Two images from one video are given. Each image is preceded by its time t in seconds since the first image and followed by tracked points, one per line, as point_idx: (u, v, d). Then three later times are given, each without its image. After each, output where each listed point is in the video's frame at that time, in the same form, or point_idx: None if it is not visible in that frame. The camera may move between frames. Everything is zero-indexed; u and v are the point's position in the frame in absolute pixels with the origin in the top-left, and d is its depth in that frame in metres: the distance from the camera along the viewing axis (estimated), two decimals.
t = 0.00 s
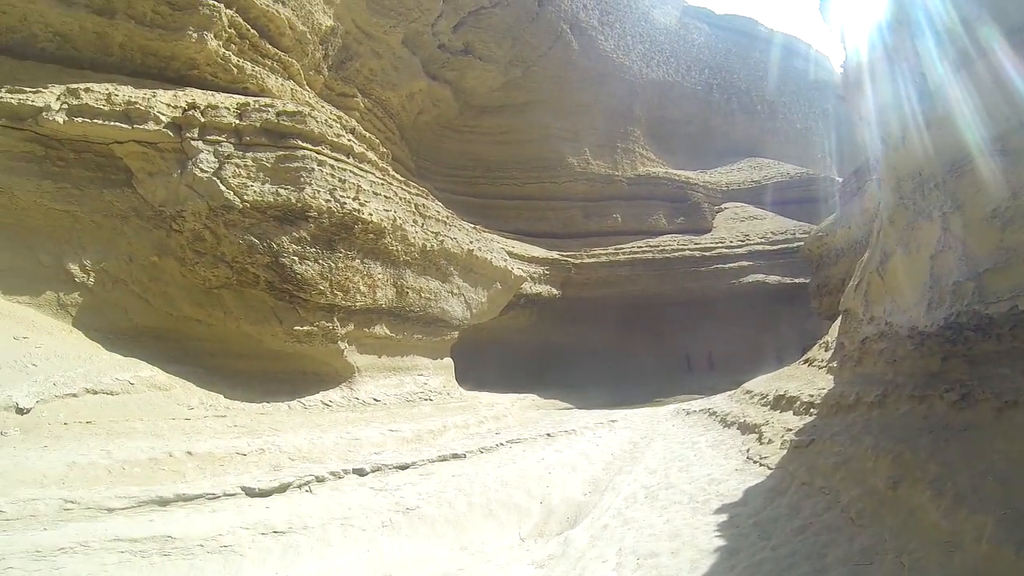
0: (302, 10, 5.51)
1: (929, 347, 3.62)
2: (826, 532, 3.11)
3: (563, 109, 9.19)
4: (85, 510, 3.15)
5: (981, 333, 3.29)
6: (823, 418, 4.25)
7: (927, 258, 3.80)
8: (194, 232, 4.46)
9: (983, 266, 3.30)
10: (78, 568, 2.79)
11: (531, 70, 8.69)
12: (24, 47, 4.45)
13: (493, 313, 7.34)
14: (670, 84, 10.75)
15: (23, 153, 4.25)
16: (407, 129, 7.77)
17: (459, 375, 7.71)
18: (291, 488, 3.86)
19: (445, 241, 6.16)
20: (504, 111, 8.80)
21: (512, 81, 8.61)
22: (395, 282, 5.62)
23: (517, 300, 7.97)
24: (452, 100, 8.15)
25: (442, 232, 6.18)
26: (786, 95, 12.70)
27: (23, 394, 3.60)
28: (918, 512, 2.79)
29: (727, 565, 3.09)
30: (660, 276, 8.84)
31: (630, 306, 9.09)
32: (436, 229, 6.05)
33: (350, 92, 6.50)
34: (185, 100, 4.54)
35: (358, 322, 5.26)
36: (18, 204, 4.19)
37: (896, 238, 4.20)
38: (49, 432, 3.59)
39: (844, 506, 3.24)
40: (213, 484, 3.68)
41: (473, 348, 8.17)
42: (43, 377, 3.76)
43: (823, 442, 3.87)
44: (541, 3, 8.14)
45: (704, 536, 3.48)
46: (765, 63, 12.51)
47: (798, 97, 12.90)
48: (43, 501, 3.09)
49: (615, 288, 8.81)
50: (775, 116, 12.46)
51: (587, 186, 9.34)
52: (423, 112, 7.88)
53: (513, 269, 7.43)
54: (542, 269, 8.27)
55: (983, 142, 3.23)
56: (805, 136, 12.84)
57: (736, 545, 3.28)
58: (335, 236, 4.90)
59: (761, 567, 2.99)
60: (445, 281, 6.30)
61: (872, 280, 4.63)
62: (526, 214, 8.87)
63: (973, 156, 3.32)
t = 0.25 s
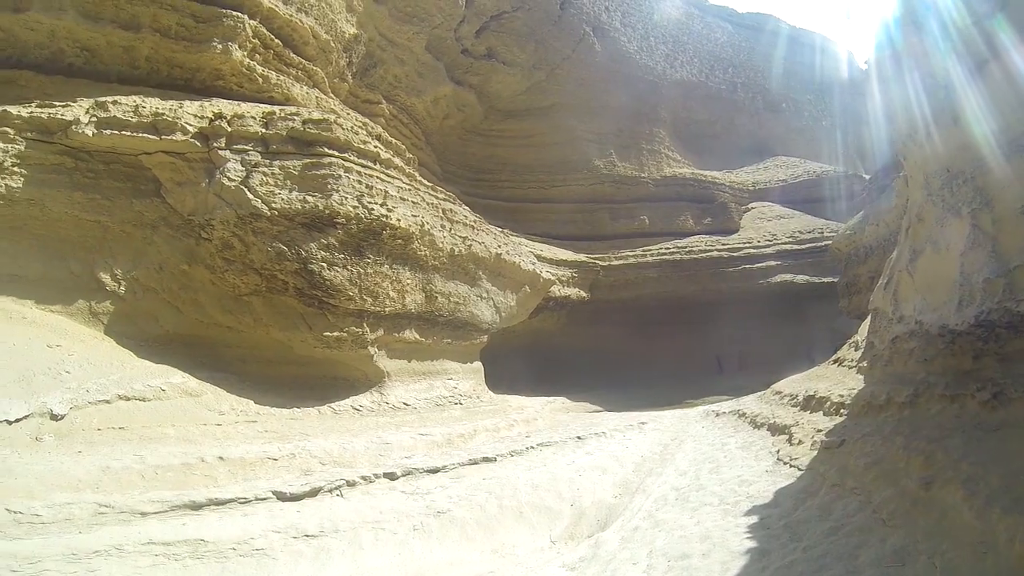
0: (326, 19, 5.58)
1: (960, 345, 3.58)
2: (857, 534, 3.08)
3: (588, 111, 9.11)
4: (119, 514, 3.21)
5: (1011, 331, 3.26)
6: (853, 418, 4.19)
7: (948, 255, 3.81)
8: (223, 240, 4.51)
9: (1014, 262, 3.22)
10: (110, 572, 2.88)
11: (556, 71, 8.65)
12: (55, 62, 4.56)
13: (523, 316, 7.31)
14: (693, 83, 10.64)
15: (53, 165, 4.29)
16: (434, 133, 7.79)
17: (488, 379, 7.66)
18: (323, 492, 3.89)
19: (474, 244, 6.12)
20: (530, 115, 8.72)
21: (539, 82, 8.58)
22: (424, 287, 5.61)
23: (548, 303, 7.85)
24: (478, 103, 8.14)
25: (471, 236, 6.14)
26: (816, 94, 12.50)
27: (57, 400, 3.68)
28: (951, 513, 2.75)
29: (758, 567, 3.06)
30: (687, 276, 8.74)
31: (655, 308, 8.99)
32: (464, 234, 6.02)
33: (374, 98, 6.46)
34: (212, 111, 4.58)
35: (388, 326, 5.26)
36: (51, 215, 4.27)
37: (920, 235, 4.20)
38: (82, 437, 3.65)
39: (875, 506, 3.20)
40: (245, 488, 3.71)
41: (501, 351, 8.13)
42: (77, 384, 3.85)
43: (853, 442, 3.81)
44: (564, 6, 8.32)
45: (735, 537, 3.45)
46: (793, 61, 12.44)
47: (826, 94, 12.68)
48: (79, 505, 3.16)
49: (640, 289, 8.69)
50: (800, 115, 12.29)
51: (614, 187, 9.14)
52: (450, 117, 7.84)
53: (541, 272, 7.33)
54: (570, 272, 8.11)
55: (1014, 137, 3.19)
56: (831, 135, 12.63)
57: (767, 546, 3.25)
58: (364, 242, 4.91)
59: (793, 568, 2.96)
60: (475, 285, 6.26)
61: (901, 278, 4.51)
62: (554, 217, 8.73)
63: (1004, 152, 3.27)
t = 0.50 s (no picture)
0: (345, 27, 5.61)
1: (986, 343, 3.55)
2: (883, 534, 3.06)
3: (609, 114, 9.13)
4: (146, 520, 3.26)
5: None
6: (877, 418, 4.14)
7: (972, 252, 3.76)
8: (247, 248, 4.54)
9: None
10: None
11: (576, 73, 8.56)
12: (78, 76, 4.66)
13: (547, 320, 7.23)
14: (714, 83, 10.49)
15: (79, 176, 4.36)
16: (455, 138, 7.70)
17: (512, 386, 7.53)
18: (349, 497, 3.90)
19: (497, 249, 6.10)
20: (551, 118, 8.67)
21: (558, 87, 8.48)
22: (448, 292, 5.60)
23: (571, 306, 7.74)
24: (499, 108, 8.08)
25: (494, 241, 6.12)
26: (845, 87, 12.19)
27: (85, 408, 3.74)
28: (978, 513, 2.73)
29: (783, 569, 3.04)
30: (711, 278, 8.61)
31: (678, 308, 8.78)
32: (488, 239, 6.01)
33: (394, 103, 6.50)
34: (233, 120, 4.64)
35: (413, 332, 5.26)
36: (77, 226, 4.34)
37: (944, 234, 4.18)
38: (109, 444, 3.73)
39: (900, 507, 3.17)
40: (271, 494, 3.74)
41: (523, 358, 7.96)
42: (104, 392, 3.90)
43: (879, 442, 3.78)
44: (581, 9, 8.06)
45: (761, 539, 3.43)
46: (818, 55, 12.14)
47: (842, 91, 12.23)
48: (107, 511, 3.21)
49: (662, 291, 8.56)
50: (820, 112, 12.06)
51: (635, 189, 9.14)
52: (470, 122, 7.81)
53: (565, 275, 7.27)
54: (592, 275, 8.06)
55: None
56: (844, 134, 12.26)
57: (793, 548, 3.22)
58: (387, 248, 4.93)
59: (819, 570, 2.94)
60: (499, 290, 6.22)
61: (925, 276, 4.44)
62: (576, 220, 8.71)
63: None
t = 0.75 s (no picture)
0: (364, 34, 5.63)
1: (1012, 341, 3.51)
2: (908, 534, 3.04)
3: (628, 116, 8.89)
4: (173, 525, 3.30)
5: None
6: (902, 417, 4.10)
7: (995, 247, 3.64)
8: (270, 256, 4.57)
9: None
10: None
11: (595, 75, 8.53)
12: (101, 88, 4.75)
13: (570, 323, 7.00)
14: (735, 81, 10.03)
15: (103, 187, 4.44)
16: (475, 144, 7.62)
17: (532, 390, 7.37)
18: (374, 501, 3.93)
19: (520, 253, 6.07)
20: (570, 121, 8.54)
21: (580, 89, 8.46)
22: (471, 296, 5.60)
23: (594, 309, 7.50)
24: (519, 112, 8.01)
25: (516, 245, 6.09)
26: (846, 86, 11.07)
27: (111, 415, 3.82)
28: (1004, 512, 2.71)
29: (808, 569, 3.03)
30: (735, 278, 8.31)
31: (703, 309, 8.46)
32: (510, 243, 5.99)
33: (415, 110, 6.46)
34: (254, 129, 4.70)
35: (436, 337, 5.27)
36: (101, 236, 4.41)
37: (965, 228, 4.03)
38: (136, 450, 3.79)
39: (926, 506, 3.15)
40: (295, 499, 3.77)
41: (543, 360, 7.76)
42: (130, 400, 3.97)
43: (903, 442, 3.74)
44: (598, 9, 8.26)
45: (786, 539, 3.41)
46: (830, 46, 11.13)
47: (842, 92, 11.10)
48: (134, 516, 3.26)
49: (686, 293, 8.26)
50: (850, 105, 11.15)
51: (657, 191, 8.78)
52: (490, 126, 7.73)
53: (586, 277, 7.06)
54: (615, 276, 7.79)
55: None
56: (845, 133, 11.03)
57: (817, 548, 3.20)
58: (410, 253, 4.95)
59: (844, 570, 2.93)
60: (522, 293, 6.17)
61: (948, 273, 4.33)
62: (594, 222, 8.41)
63: None
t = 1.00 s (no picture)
0: (381, 38, 5.64)
1: None
2: (930, 531, 3.03)
3: (647, 114, 8.70)
4: (200, 527, 3.35)
5: None
6: (925, 413, 4.06)
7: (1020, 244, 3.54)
8: (292, 260, 4.62)
9: None
10: None
11: (611, 75, 8.29)
12: (121, 97, 4.83)
13: (592, 322, 6.95)
14: (755, 79, 9.59)
15: (124, 195, 4.51)
16: (495, 145, 7.64)
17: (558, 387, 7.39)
18: (398, 502, 3.96)
19: (541, 253, 6.03)
20: (588, 121, 8.44)
21: (596, 89, 8.28)
22: (493, 297, 5.60)
23: (617, 307, 7.54)
24: (537, 113, 7.96)
25: (537, 245, 6.06)
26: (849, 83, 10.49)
27: (137, 420, 3.90)
28: None
29: (831, 567, 3.03)
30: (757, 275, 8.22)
31: (722, 306, 8.40)
32: (531, 243, 5.96)
33: (434, 112, 6.47)
34: (274, 135, 4.72)
35: (459, 338, 5.29)
36: (124, 244, 4.49)
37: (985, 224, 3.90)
38: (163, 455, 3.87)
39: (949, 503, 3.13)
40: (319, 501, 3.81)
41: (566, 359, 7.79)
42: (155, 404, 4.04)
43: (926, 438, 3.72)
44: (616, 10, 7.92)
45: (808, 537, 3.41)
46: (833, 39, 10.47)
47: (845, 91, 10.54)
48: (160, 519, 3.31)
49: (704, 291, 8.22)
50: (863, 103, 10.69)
51: (676, 190, 8.67)
52: (512, 127, 7.77)
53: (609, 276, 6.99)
54: (637, 275, 7.78)
55: None
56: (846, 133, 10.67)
57: (840, 546, 3.20)
58: (431, 256, 4.97)
59: (867, 567, 2.93)
60: (544, 293, 6.14)
61: (970, 267, 4.24)
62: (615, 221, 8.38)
63: None
